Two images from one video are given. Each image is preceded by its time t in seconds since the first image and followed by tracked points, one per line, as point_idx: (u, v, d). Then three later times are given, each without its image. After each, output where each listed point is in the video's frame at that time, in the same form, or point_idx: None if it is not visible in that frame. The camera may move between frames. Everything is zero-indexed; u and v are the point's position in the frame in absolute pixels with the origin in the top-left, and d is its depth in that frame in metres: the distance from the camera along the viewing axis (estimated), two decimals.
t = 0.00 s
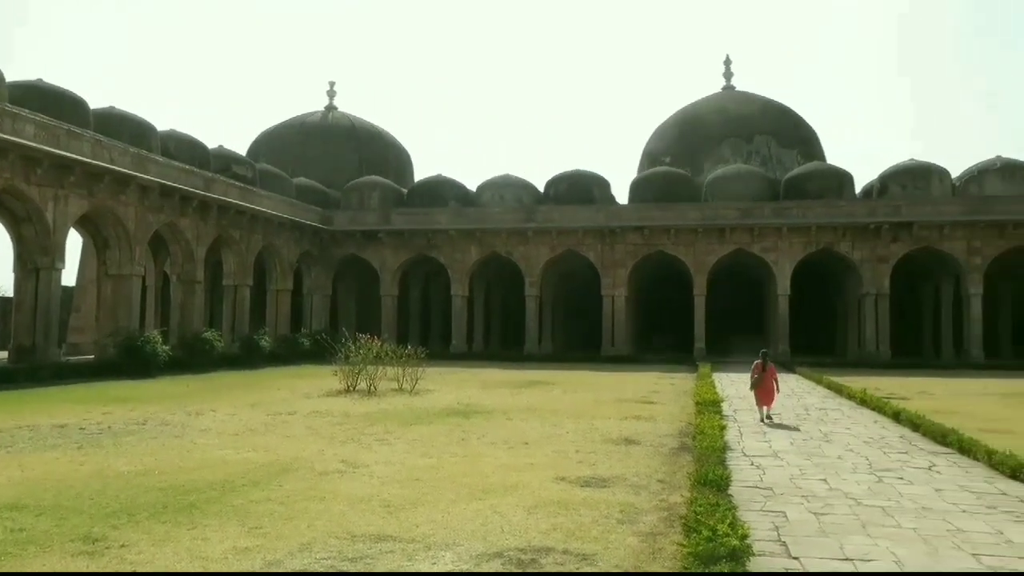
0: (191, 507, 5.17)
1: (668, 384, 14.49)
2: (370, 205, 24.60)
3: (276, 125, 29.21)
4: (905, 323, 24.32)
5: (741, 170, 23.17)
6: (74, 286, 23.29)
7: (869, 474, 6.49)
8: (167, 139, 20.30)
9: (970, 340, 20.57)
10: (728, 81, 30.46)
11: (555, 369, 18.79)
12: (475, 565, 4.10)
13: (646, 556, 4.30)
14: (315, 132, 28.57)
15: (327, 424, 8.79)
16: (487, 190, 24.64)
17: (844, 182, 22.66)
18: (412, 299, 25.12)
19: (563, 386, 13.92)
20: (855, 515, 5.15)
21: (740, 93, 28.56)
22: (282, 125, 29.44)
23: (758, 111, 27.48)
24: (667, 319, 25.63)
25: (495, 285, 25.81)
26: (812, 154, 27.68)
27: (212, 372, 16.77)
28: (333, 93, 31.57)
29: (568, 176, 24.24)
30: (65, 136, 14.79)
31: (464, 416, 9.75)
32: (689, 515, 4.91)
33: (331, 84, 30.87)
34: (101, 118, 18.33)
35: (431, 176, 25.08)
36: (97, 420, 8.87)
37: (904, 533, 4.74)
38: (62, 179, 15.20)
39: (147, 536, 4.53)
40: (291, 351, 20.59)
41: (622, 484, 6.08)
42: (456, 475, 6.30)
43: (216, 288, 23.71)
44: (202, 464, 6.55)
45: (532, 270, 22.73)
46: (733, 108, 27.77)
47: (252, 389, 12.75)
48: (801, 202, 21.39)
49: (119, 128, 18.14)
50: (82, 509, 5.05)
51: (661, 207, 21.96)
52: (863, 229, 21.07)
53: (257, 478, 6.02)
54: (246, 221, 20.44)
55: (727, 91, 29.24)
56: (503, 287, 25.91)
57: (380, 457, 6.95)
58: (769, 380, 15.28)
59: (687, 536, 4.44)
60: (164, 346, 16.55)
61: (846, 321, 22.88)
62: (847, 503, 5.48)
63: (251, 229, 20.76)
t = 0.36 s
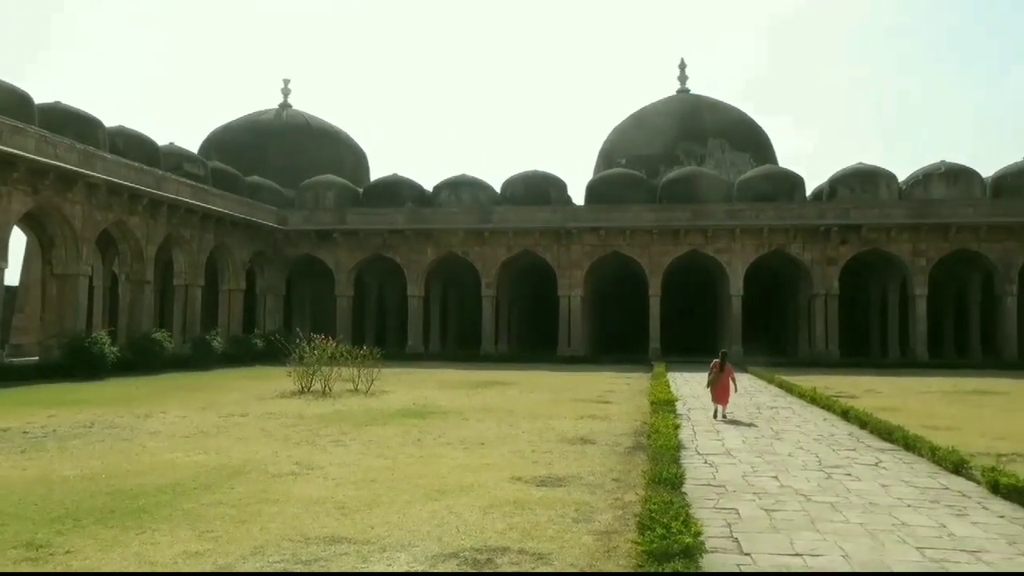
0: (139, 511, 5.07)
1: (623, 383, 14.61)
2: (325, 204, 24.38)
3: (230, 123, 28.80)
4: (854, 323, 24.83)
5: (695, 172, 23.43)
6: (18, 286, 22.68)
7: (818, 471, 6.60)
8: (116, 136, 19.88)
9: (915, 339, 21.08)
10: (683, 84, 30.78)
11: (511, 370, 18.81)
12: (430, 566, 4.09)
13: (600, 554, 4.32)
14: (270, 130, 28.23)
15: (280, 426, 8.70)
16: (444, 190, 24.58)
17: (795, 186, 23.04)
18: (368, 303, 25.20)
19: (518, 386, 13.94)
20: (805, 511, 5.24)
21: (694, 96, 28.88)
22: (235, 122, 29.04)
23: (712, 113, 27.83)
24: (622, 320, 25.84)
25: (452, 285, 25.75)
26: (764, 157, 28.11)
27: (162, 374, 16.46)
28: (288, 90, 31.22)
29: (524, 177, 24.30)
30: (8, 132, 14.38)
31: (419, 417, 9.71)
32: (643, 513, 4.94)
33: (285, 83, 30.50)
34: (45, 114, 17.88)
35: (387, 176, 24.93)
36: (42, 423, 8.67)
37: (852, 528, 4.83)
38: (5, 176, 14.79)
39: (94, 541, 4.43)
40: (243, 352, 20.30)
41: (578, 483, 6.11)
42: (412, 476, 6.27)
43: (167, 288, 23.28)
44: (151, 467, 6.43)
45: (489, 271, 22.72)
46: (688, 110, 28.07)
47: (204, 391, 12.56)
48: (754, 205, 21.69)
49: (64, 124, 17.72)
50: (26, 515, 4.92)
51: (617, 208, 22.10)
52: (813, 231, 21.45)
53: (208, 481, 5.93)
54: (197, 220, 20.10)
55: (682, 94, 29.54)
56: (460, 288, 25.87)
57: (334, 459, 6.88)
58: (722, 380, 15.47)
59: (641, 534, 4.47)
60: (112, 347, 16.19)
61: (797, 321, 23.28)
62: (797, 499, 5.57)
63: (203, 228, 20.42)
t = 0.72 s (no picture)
0: (91, 515, 4.97)
1: (583, 383, 14.67)
2: (284, 203, 24.14)
3: (187, 119, 28.38)
4: (809, 323, 25.23)
5: (655, 174, 23.62)
6: None
7: (774, 470, 6.69)
8: (68, 131, 19.50)
9: (868, 339, 21.47)
10: (643, 86, 31.02)
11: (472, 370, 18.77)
12: (389, 567, 4.06)
13: (559, 554, 4.34)
14: (228, 127, 27.87)
15: (237, 428, 8.58)
16: (404, 189, 24.48)
17: (753, 189, 23.34)
18: (327, 302, 24.94)
19: (479, 386, 13.92)
20: (760, 509, 5.32)
21: (654, 98, 29.12)
22: (192, 118, 28.62)
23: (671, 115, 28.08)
24: (583, 320, 25.96)
25: (412, 285, 25.65)
26: (722, 159, 28.45)
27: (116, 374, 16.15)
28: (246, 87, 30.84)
29: (486, 176, 24.31)
30: None
31: (379, 417, 9.65)
32: (601, 513, 4.97)
33: (244, 79, 30.12)
34: None
35: (347, 175, 24.76)
36: None
37: (806, 526, 4.91)
38: None
39: (43, 546, 4.34)
40: (200, 352, 20.00)
41: (537, 483, 6.12)
42: (371, 477, 6.22)
43: (121, 287, 22.85)
44: (104, 470, 6.30)
45: (450, 271, 22.65)
46: (647, 112, 28.29)
47: (159, 391, 12.35)
48: (712, 206, 21.93)
49: (13, 119, 17.30)
50: None
51: (577, 209, 22.18)
52: (770, 233, 21.72)
53: (163, 484, 5.83)
54: (152, 217, 19.76)
55: (642, 96, 29.76)
56: (420, 288, 25.78)
57: (292, 461, 6.81)
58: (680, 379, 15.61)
59: (599, 533, 4.49)
60: (63, 347, 15.83)
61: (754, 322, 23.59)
62: (753, 497, 5.65)
63: (158, 226, 20.08)
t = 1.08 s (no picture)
0: (49, 520, 4.88)
1: (552, 385, 14.72)
2: (251, 203, 23.92)
3: (151, 117, 28.01)
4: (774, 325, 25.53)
5: (623, 177, 23.76)
6: None
7: (738, 471, 6.76)
8: (28, 129, 19.16)
9: (832, 342, 21.76)
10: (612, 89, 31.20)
11: (440, 372, 18.74)
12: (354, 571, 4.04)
13: (525, 556, 4.34)
14: (193, 126, 27.55)
15: (201, 430, 8.48)
16: (372, 190, 24.38)
17: (720, 192, 23.55)
18: (294, 304, 24.73)
19: (447, 388, 13.90)
20: (724, 510, 5.37)
21: (623, 102, 29.30)
22: (157, 116, 28.24)
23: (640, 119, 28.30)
24: (551, 322, 26.01)
25: (380, 287, 25.54)
26: (690, 163, 28.69)
27: (77, 376, 15.88)
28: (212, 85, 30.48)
29: (454, 178, 24.28)
30: None
31: (346, 419, 9.60)
32: (568, 514, 4.98)
33: (210, 77, 29.79)
34: None
35: (314, 175, 24.59)
36: None
37: (769, 526, 4.97)
38: None
39: None
40: (163, 354, 19.73)
41: (504, 485, 6.13)
42: (336, 480, 6.18)
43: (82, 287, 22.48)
44: (63, 473, 6.20)
45: (419, 272, 22.58)
46: (617, 116, 28.45)
47: (122, 393, 12.18)
48: (680, 210, 22.10)
49: None
50: None
51: (546, 211, 22.23)
52: (736, 237, 21.93)
53: (124, 488, 5.75)
54: (115, 217, 19.45)
55: (611, 99, 29.93)
56: (388, 290, 25.67)
57: (256, 463, 6.75)
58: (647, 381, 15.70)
59: (565, 534, 4.50)
60: (22, 348, 15.54)
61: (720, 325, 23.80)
62: (718, 498, 5.70)
63: (121, 225, 19.78)
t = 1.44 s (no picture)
0: (3, 524, 4.77)
1: (519, 385, 14.76)
2: (215, 202, 23.67)
3: (113, 113, 27.57)
4: (739, 326, 25.80)
5: (591, 178, 23.86)
6: None
7: (702, 470, 6.81)
8: None
9: (795, 342, 22.02)
10: (580, 90, 31.32)
11: (407, 372, 18.68)
12: (317, 573, 4.00)
13: (489, 557, 4.33)
14: (157, 122, 27.18)
15: (162, 432, 8.36)
16: (339, 189, 24.22)
17: (687, 193, 23.73)
18: (259, 305, 24.53)
19: (414, 388, 13.85)
20: (688, 508, 5.41)
21: (590, 103, 29.41)
22: (118, 112, 27.81)
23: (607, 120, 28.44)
24: (518, 322, 26.04)
25: (347, 287, 25.39)
26: (657, 164, 28.88)
27: (35, 378, 15.59)
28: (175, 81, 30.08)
29: (421, 177, 24.21)
30: None
31: (311, 420, 9.52)
32: (533, 514, 4.99)
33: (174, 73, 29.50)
34: None
35: (280, 174, 24.37)
36: None
37: (732, 524, 5.01)
38: None
39: None
40: (124, 354, 19.43)
41: (470, 485, 6.12)
42: (300, 481, 6.13)
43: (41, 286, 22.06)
44: (18, 476, 6.07)
45: (386, 272, 22.48)
46: (584, 117, 28.56)
47: (81, 394, 11.97)
48: (647, 211, 22.24)
49: None
50: None
51: (514, 211, 22.24)
52: (702, 238, 22.12)
53: (82, 490, 5.64)
54: (75, 215, 19.11)
55: (578, 100, 30.04)
56: (355, 290, 25.52)
57: (219, 465, 6.66)
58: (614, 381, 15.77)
59: (530, 534, 4.50)
60: None
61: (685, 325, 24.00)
62: (682, 497, 5.74)
63: (81, 224, 19.43)
